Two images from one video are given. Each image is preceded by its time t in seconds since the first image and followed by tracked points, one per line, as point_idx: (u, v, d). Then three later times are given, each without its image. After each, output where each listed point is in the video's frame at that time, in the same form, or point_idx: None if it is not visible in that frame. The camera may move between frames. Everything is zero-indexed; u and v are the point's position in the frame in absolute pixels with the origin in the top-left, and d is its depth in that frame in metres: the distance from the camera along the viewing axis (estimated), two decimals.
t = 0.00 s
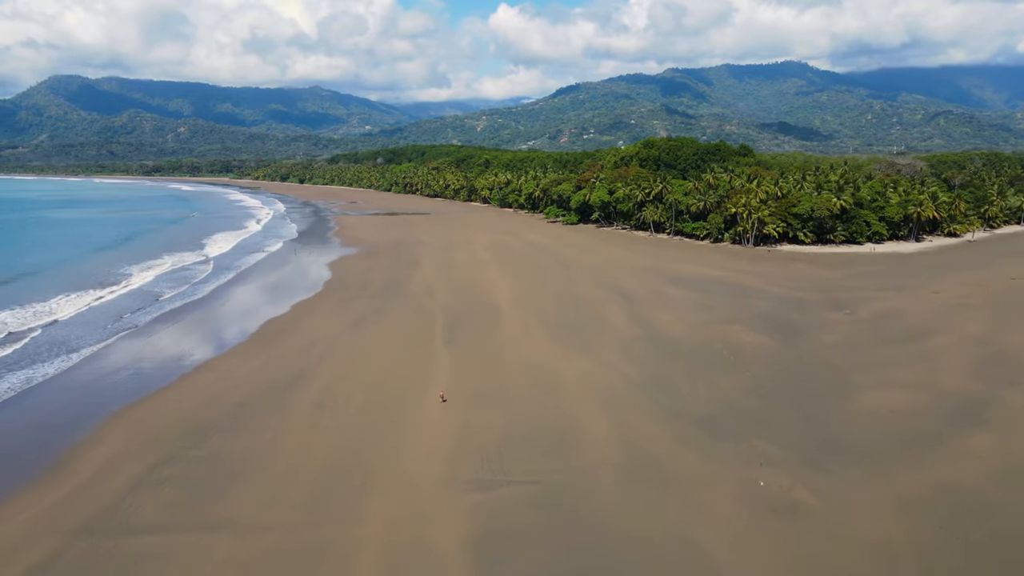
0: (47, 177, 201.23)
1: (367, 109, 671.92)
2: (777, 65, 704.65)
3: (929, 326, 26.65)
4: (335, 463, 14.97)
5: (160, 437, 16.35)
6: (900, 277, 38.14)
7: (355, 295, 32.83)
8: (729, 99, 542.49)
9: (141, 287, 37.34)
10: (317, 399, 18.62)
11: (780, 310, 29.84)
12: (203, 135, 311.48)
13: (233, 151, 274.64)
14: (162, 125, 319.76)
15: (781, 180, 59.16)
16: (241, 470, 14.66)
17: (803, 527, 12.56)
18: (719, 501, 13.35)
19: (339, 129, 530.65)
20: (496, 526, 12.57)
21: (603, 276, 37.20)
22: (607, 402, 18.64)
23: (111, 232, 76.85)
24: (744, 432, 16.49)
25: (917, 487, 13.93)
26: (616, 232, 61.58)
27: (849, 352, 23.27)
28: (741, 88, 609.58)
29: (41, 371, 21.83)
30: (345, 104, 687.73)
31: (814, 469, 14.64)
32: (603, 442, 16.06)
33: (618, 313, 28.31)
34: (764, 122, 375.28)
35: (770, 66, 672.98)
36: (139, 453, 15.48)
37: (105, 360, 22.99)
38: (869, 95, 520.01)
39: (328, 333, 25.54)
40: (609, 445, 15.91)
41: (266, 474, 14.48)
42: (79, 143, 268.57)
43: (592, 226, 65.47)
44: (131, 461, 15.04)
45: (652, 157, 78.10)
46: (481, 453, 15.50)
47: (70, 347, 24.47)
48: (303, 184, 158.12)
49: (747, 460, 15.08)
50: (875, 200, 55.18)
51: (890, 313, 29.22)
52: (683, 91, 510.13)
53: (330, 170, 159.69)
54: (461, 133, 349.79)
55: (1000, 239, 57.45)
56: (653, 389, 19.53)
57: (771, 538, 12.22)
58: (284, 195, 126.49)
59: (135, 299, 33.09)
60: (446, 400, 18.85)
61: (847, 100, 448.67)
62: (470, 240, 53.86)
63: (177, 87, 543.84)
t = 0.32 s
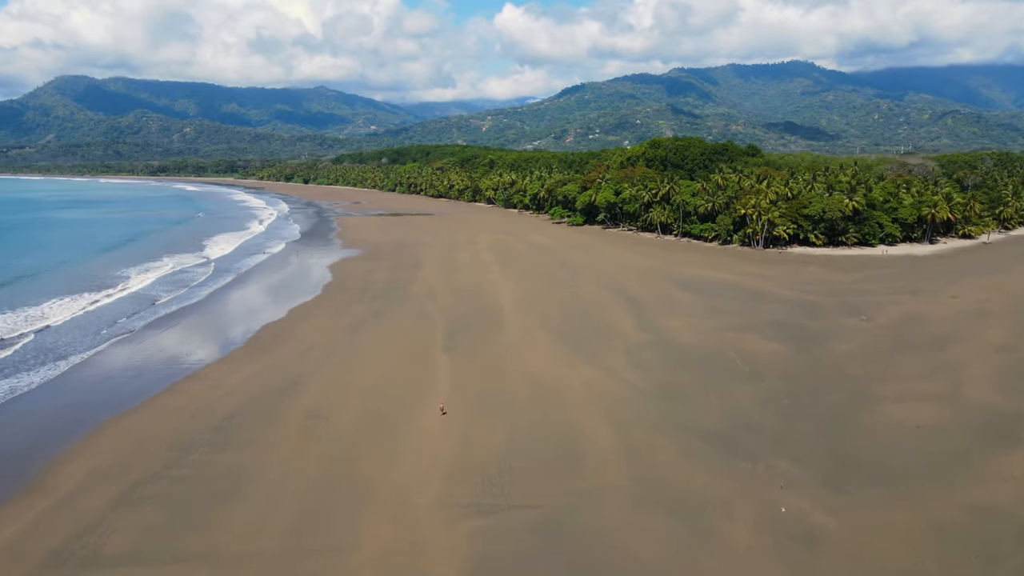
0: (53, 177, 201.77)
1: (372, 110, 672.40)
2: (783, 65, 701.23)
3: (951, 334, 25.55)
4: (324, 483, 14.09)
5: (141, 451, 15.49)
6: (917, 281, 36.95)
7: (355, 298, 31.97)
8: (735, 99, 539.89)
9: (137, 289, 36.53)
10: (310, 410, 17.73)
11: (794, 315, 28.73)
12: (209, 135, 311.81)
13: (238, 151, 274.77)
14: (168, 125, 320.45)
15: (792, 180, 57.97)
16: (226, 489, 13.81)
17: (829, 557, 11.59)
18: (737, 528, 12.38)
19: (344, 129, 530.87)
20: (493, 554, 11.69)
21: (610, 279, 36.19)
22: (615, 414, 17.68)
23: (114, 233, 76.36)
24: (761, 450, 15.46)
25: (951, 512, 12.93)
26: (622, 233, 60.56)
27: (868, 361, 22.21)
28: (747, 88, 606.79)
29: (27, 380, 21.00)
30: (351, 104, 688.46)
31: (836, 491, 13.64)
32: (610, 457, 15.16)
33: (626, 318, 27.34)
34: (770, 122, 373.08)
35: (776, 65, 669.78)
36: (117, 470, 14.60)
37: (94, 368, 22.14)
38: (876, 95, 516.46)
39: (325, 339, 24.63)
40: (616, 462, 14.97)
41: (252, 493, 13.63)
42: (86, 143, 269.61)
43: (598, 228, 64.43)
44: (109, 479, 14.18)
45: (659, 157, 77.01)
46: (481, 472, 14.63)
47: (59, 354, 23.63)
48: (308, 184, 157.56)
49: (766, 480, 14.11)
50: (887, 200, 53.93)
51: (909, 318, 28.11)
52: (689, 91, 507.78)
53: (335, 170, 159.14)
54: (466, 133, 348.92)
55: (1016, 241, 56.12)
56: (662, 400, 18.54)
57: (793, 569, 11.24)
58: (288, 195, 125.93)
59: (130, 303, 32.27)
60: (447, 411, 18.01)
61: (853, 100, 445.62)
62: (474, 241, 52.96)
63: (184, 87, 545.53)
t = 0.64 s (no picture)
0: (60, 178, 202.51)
1: (378, 110, 673.14)
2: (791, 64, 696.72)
3: (974, 341, 24.46)
4: (314, 510, 13.33)
5: (120, 473, 14.70)
6: (935, 285, 35.76)
7: (355, 303, 31.16)
8: (741, 99, 536.81)
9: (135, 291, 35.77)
10: (302, 425, 16.92)
11: (808, 322, 27.67)
12: (215, 135, 312.27)
13: (244, 151, 275.01)
14: (174, 125, 321.34)
15: (802, 180, 56.78)
16: (208, 516, 13.07)
17: None
18: (753, 562, 11.49)
19: (350, 129, 531.12)
20: None
21: (617, 283, 35.26)
22: (623, 429, 16.80)
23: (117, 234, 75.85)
24: (778, 472, 14.52)
25: (985, 545, 12.01)
26: (629, 234, 59.57)
27: (889, 371, 21.19)
28: (754, 87, 603.61)
29: (12, 390, 20.19)
30: (357, 104, 689.09)
31: (859, 521, 12.74)
32: (618, 479, 14.35)
33: (634, 324, 26.41)
34: (777, 122, 370.63)
35: (783, 65, 666.58)
36: (92, 494, 13.83)
37: (82, 378, 21.37)
38: (883, 96, 512.65)
39: (321, 348, 23.82)
40: (624, 485, 14.15)
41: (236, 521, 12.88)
42: (93, 143, 270.67)
43: (604, 229, 63.42)
44: (84, 504, 13.42)
45: (666, 157, 75.92)
46: (479, 498, 13.82)
47: (48, 362, 22.84)
48: (313, 184, 157.08)
49: (783, 507, 13.21)
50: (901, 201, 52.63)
51: (928, 325, 27.04)
52: (695, 90, 504.96)
53: (340, 170, 158.52)
54: (471, 133, 348.11)
55: None
56: (672, 415, 17.65)
57: None
58: (292, 195, 125.37)
59: (125, 307, 31.49)
60: (446, 426, 17.26)
61: (860, 100, 441.92)
62: (477, 243, 52.12)
63: (190, 87, 547.49)
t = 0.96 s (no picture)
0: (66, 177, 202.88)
1: (383, 110, 673.78)
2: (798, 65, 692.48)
3: (999, 350, 23.34)
4: (300, 534, 12.40)
5: (97, 492, 13.84)
6: (953, 290, 34.58)
7: (353, 306, 30.28)
8: (748, 100, 534.00)
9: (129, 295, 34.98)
10: (292, 440, 16.02)
11: (824, 328, 26.59)
12: (220, 135, 312.65)
13: (249, 151, 275.11)
14: (181, 125, 322.09)
15: (813, 181, 55.59)
16: (185, 542, 12.15)
17: None
18: None
19: (355, 129, 531.31)
20: None
21: (624, 286, 34.26)
22: (632, 446, 15.81)
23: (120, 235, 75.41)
24: (800, 495, 13.50)
25: None
26: (635, 236, 58.56)
27: (913, 383, 20.12)
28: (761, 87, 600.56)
29: None
30: (363, 104, 689.50)
31: (889, 551, 11.73)
32: (627, 504, 13.37)
33: (642, 330, 25.42)
34: (784, 122, 368.04)
35: (790, 65, 662.55)
36: (64, 516, 12.95)
37: (67, 387, 20.54)
38: (891, 96, 508.78)
39: (317, 354, 22.94)
40: (635, 510, 13.15)
41: (214, 547, 11.96)
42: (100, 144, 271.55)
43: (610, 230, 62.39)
44: (56, 526, 12.59)
45: (673, 157, 74.83)
46: (478, 524, 12.87)
47: (33, 370, 22.01)
48: (318, 184, 156.64)
49: (806, 535, 12.22)
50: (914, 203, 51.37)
51: (950, 332, 25.93)
52: (701, 90, 502.27)
53: (344, 170, 157.98)
54: (477, 133, 347.20)
55: None
56: (684, 431, 16.64)
57: None
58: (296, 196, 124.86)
59: (118, 311, 30.65)
60: (445, 442, 16.30)
61: (868, 100, 438.19)
62: (481, 244, 51.25)
63: (197, 87, 549.12)
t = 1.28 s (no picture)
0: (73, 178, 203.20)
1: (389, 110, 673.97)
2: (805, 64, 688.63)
3: None
4: (284, 569, 11.56)
5: (71, 517, 13.03)
6: (972, 295, 33.44)
7: (353, 311, 29.42)
8: (754, 99, 530.82)
9: (124, 299, 34.12)
10: (282, 460, 15.18)
11: (840, 335, 25.58)
12: (226, 135, 312.86)
13: (255, 152, 275.08)
14: (187, 125, 322.59)
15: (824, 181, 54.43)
16: None
17: None
18: None
19: (361, 129, 531.30)
20: None
21: (631, 290, 33.29)
22: (642, 467, 14.84)
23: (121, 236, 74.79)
24: (823, 528, 12.61)
25: None
26: (642, 237, 57.55)
27: (937, 396, 19.11)
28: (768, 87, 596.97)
29: None
30: (369, 104, 689.89)
31: None
32: (637, 534, 12.45)
33: (650, 338, 24.50)
34: (792, 121, 365.37)
35: (797, 64, 659.21)
36: (34, 545, 12.14)
37: (50, 398, 19.71)
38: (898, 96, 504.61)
39: (313, 363, 22.07)
40: (645, 541, 12.23)
41: None
42: (106, 144, 272.13)
43: (617, 231, 61.37)
44: (24, 557, 11.77)
45: (680, 157, 73.74)
46: (475, 555, 11.95)
47: (18, 380, 21.19)
48: (322, 184, 156.06)
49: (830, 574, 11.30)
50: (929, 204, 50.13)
51: (973, 340, 24.83)
52: (708, 90, 499.56)
53: (349, 170, 157.36)
54: (482, 133, 346.27)
55: None
56: (698, 449, 15.68)
57: None
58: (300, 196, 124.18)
59: (111, 316, 29.82)
60: (445, 459, 15.40)
61: (875, 100, 434.03)
62: (485, 246, 50.34)
63: (203, 88, 550.59)
